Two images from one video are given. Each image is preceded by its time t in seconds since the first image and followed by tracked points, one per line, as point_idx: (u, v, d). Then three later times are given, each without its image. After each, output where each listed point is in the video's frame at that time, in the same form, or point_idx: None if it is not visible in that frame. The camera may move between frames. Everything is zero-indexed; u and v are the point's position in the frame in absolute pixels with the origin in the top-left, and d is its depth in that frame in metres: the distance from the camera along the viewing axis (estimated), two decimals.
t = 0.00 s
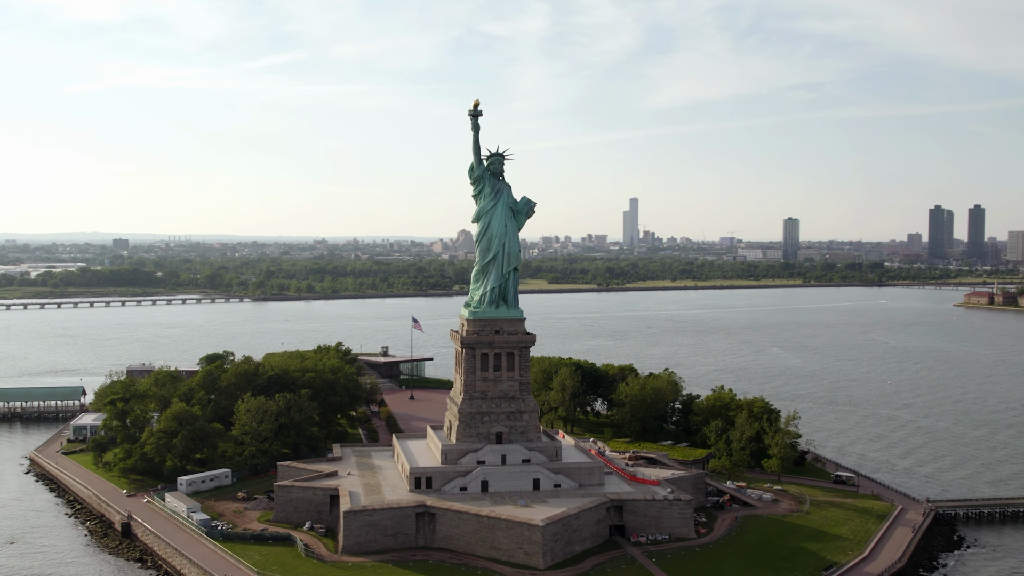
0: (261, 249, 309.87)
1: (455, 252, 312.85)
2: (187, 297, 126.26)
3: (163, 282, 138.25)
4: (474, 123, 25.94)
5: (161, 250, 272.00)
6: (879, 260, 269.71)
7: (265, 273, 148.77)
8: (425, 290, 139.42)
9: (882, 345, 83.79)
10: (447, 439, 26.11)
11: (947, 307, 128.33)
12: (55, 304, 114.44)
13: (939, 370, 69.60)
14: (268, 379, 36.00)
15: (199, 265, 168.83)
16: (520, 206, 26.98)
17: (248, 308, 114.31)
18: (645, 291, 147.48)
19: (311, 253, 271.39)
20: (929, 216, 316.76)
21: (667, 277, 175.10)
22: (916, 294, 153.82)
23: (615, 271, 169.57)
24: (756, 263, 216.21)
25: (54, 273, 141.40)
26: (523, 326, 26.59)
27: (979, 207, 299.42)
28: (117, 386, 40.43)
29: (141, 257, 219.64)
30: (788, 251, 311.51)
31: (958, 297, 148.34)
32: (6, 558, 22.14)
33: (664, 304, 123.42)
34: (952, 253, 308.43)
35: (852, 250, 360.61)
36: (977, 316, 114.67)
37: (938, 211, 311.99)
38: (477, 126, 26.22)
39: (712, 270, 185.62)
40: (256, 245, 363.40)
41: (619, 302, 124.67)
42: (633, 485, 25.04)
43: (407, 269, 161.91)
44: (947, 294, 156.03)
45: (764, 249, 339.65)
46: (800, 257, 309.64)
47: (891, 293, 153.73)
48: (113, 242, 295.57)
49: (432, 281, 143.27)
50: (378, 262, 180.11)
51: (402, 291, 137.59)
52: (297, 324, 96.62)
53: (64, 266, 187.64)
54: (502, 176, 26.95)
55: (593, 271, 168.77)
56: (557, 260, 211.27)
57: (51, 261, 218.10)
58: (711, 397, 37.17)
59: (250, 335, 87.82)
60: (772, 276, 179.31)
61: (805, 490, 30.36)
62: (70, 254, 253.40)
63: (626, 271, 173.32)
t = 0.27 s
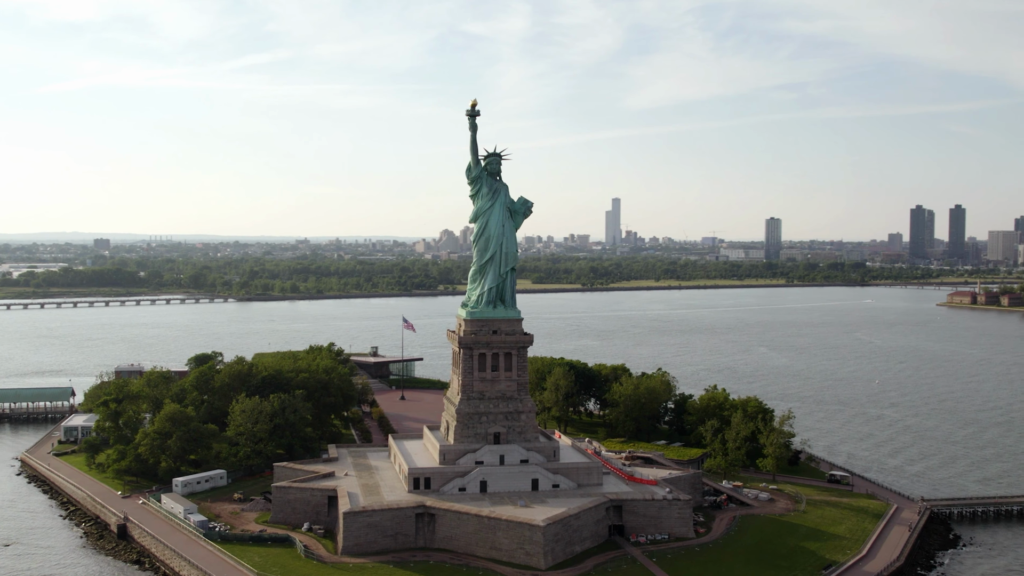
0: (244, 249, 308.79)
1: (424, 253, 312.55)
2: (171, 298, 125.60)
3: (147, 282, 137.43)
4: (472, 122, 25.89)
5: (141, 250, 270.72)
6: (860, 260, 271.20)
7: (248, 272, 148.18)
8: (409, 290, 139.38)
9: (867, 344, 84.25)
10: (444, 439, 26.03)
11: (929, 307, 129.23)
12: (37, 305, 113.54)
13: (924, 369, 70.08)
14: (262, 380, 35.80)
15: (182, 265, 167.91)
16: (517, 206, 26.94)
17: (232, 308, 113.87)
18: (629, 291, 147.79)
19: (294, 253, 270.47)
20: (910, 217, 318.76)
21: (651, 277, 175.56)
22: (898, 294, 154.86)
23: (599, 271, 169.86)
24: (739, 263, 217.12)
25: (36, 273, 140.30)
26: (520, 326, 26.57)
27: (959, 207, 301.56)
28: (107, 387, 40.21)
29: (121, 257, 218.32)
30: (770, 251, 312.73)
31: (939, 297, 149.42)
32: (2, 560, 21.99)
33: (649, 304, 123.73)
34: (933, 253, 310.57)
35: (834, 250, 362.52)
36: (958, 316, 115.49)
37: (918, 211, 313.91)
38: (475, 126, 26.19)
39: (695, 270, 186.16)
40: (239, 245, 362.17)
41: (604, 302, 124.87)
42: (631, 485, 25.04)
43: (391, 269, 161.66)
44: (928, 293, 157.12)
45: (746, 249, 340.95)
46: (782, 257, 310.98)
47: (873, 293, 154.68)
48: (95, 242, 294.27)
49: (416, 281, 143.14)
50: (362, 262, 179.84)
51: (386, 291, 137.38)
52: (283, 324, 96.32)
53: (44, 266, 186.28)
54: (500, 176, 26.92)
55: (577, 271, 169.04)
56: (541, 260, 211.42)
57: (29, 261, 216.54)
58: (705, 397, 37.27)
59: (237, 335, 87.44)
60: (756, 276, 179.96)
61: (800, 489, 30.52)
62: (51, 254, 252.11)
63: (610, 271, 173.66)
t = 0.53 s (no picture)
0: (228, 249, 307.63)
1: (409, 253, 312.04)
2: (157, 298, 124.98)
3: (132, 283, 136.65)
4: (470, 122, 25.84)
5: (124, 249, 269.28)
6: (844, 260, 272.31)
7: (234, 272, 147.57)
8: (396, 290, 139.30)
9: (854, 344, 84.60)
10: (442, 440, 25.97)
11: (913, 307, 129.94)
12: (21, 305, 112.66)
13: (912, 368, 70.45)
14: (257, 380, 35.65)
15: (167, 265, 167.03)
16: (515, 206, 26.93)
17: (218, 308, 113.41)
18: (615, 291, 147.95)
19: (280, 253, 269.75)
20: (894, 217, 320.52)
21: (637, 277, 175.92)
22: (883, 293, 155.65)
23: (585, 271, 170.03)
24: (725, 263, 217.73)
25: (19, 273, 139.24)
26: (517, 326, 26.55)
27: (943, 208, 303.31)
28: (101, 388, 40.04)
29: (104, 256, 217.09)
30: (755, 251, 313.76)
31: (924, 296, 150.30)
32: None
33: (635, 304, 123.98)
34: (917, 253, 312.52)
35: (819, 250, 363.84)
36: (942, 315, 116.17)
37: (902, 211, 315.37)
38: (472, 126, 26.15)
39: (681, 270, 186.59)
40: (223, 245, 360.84)
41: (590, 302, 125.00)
42: (629, 485, 25.06)
43: (378, 269, 161.43)
44: (912, 293, 157.98)
45: (730, 249, 342.05)
46: (767, 257, 312.16)
47: (858, 293, 155.36)
48: (78, 242, 292.82)
49: (402, 281, 143.05)
50: (349, 262, 179.47)
51: (372, 291, 137.10)
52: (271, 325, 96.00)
53: (27, 266, 184.90)
54: (497, 176, 26.89)
55: (563, 271, 169.15)
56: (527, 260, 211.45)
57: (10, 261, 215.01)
58: (699, 397, 37.35)
59: (226, 335, 87.09)
60: (741, 276, 180.46)
61: (796, 488, 30.61)
62: (33, 254, 250.71)
63: (596, 271, 173.86)
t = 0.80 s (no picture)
0: (212, 249, 306.62)
1: (394, 253, 311.67)
2: (142, 298, 124.32)
3: (117, 283, 135.87)
4: (468, 122, 25.78)
5: (106, 249, 268.00)
6: (829, 259, 273.60)
7: (220, 272, 146.95)
8: (383, 290, 139.20)
9: (841, 343, 85.02)
10: (440, 440, 25.93)
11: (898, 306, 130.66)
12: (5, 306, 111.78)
13: (900, 368, 70.83)
14: (252, 381, 35.49)
15: (152, 265, 166.12)
16: (513, 207, 26.89)
17: (204, 309, 112.93)
18: (602, 291, 148.14)
19: (265, 253, 268.81)
20: (878, 216, 322.09)
21: (623, 277, 176.29)
22: (867, 293, 156.50)
23: (571, 271, 170.20)
24: (710, 263, 218.46)
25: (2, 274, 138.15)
26: (515, 326, 26.51)
27: (926, 207, 305.10)
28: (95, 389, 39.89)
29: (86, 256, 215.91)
30: (740, 251, 314.70)
31: (908, 296, 151.25)
32: None
33: (622, 304, 124.23)
34: (900, 252, 314.33)
35: (804, 250, 365.42)
36: (926, 315, 116.93)
37: (886, 211, 317.03)
38: (470, 126, 26.07)
39: (667, 270, 187.02)
40: (208, 245, 359.58)
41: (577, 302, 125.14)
42: (628, 485, 25.08)
43: (364, 269, 161.19)
44: (897, 292, 158.84)
45: (715, 248, 343.19)
46: (751, 257, 313.33)
47: (843, 292, 156.12)
48: (61, 242, 291.39)
49: (389, 281, 142.89)
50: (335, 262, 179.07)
51: (359, 291, 136.83)
52: (259, 325, 95.66)
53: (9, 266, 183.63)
54: (495, 177, 26.85)
55: (550, 271, 169.27)
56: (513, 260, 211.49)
57: None
58: (694, 397, 37.41)
59: (214, 336, 86.79)
60: (727, 275, 180.99)
61: (792, 488, 30.69)
62: (15, 253, 249.34)
63: (582, 271, 174.04)
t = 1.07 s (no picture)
0: (194, 250, 305.59)
1: (377, 253, 311.13)
2: (127, 299, 123.55)
3: (101, 284, 134.94)
4: (467, 123, 25.74)
5: (86, 249, 266.35)
6: (812, 260, 275.04)
7: (204, 273, 146.24)
8: (368, 291, 139.06)
9: (827, 343, 85.54)
10: (438, 442, 25.87)
11: (881, 306, 131.57)
12: None
13: (887, 368, 71.30)
14: (247, 383, 35.33)
15: (135, 266, 165.06)
16: (511, 207, 26.87)
17: (190, 310, 112.37)
18: (587, 292, 148.42)
19: (248, 253, 267.51)
20: (860, 216, 324.19)
21: (608, 277, 176.73)
22: (851, 293, 157.53)
23: (556, 272, 170.46)
24: (694, 263, 219.31)
25: None
26: (514, 328, 26.49)
27: (908, 208, 307.22)
28: (87, 391, 39.66)
29: (67, 257, 214.41)
30: (723, 251, 315.98)
31: (891, 296, 152.41)
32: None
33: (607, 304, 124.51)
34: (882, 253, 316.50)
35: (788, 251, 367.22)
36: (909, 315, 117.85)
37: (869, 211, 319.02)
38: (469, 127, 26.04)
39: (651, 270, 187.60)
40: (190, 245, 358.04)
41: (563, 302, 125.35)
42: (627, 485, 25.11)
43: (349, 270, 160.88)
44: (879, 293, 159.94)
45: (698, 249, 344.49)
46: (734, 257, 314.65)
47: (827, 293, 157.12)
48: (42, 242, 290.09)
49: (375, 282, 142.68)
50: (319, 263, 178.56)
51: (345, 292, 136.56)
52: (245, 326, 95.26)
53: None
54: (493, 177, 26.82)
55: (535, 271, 169.45)
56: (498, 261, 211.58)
57: None
58: (689, 398, 37.47)
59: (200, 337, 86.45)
60: (711, 276, 181.68)
61: (788, 488, 30.80)
62: None
63: (567, 271, 174.32)
